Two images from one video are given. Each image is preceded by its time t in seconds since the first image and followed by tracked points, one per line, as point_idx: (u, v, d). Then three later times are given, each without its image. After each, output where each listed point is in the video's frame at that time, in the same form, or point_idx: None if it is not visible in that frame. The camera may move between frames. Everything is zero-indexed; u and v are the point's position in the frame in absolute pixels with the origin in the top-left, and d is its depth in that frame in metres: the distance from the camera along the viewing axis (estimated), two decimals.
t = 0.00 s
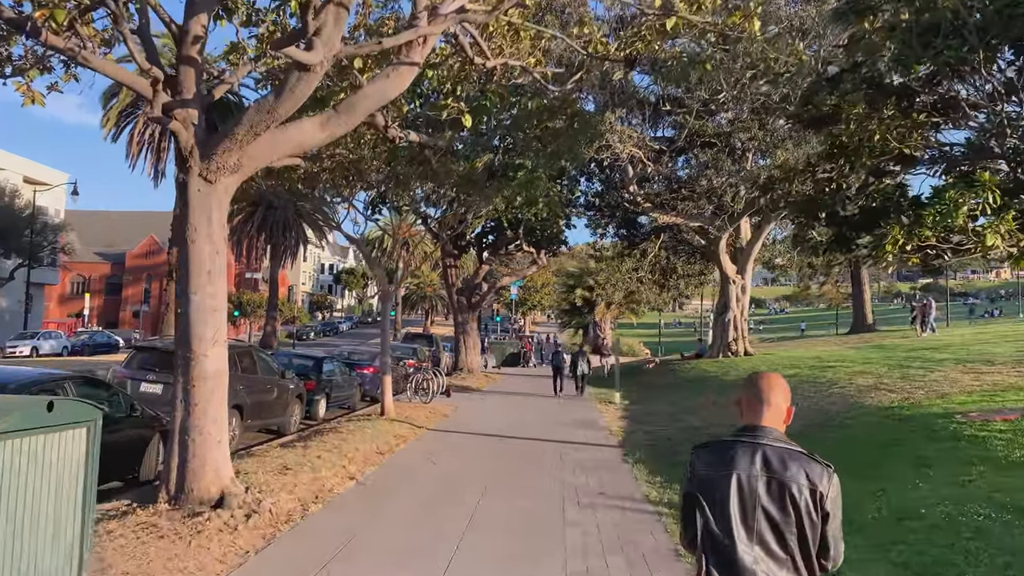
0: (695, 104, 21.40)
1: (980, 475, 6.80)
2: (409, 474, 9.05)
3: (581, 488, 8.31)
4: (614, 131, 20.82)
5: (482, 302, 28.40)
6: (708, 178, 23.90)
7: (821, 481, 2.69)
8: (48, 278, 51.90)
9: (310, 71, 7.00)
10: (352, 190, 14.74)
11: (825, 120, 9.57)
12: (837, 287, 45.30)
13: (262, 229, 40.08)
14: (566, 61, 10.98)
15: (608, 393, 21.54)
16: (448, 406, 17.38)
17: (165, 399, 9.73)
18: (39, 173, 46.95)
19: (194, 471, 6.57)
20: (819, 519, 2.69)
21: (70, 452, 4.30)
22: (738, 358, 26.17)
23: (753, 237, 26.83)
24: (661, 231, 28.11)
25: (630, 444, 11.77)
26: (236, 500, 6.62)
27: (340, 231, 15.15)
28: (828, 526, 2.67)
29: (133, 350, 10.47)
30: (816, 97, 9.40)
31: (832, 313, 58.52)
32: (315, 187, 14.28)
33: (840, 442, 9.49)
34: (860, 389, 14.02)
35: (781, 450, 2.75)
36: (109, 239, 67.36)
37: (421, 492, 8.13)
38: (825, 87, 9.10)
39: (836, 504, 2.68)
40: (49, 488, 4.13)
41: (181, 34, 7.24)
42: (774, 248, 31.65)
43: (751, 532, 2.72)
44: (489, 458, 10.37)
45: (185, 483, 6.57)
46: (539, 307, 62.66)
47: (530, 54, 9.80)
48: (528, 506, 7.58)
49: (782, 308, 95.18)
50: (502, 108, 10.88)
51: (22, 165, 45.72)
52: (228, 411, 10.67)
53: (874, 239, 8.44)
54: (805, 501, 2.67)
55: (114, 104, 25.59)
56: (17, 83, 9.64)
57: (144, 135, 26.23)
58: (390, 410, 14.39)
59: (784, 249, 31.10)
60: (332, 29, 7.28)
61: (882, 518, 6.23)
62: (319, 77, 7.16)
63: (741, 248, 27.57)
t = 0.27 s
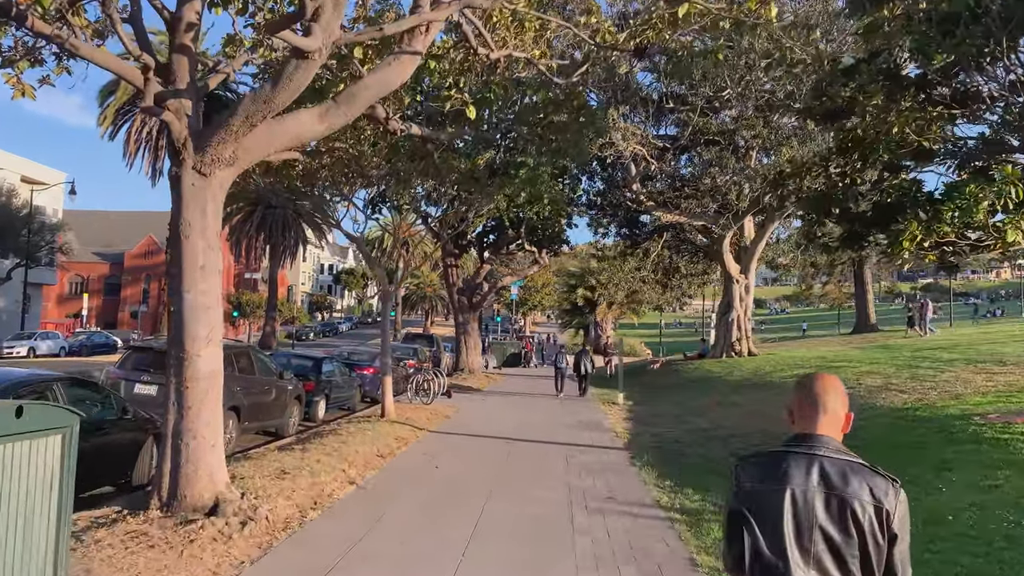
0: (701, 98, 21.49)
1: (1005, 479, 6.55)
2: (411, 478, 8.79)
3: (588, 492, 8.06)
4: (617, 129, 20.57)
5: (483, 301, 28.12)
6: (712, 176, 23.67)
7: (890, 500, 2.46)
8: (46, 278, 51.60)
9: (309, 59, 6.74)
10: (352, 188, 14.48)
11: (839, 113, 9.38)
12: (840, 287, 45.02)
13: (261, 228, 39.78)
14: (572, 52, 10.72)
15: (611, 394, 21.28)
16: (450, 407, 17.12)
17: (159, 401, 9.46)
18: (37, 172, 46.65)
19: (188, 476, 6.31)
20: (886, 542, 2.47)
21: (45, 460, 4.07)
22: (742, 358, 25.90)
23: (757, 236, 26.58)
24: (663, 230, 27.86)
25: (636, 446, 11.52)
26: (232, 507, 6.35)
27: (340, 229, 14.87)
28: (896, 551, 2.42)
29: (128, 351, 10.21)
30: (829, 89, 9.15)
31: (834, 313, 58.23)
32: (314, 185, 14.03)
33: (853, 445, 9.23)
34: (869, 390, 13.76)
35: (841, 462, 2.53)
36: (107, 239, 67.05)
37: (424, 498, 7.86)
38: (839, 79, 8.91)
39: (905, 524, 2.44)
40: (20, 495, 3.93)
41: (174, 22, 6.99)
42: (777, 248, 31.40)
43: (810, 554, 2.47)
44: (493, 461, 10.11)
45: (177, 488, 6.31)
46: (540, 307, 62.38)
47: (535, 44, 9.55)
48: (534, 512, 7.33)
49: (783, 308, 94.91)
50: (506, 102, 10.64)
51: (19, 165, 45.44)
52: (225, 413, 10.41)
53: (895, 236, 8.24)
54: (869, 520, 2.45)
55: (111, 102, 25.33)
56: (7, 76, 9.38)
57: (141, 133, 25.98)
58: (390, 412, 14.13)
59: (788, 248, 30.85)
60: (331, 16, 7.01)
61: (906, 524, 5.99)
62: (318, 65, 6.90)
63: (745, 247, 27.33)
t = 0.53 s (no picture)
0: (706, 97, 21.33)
1: None
2: (414, 485, 8.50)
3: (598, 500, 7.78)
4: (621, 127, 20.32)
5: (485, 302, 27.87)
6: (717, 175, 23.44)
7: (984, 536, 2.18)
8: (44, 278, 51.29)
9: (309, 50, 6.46)
10: (352, 186, 14.21)
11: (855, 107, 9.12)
12: (843, 287, 44.77)
13: (261, 228, 39.48)
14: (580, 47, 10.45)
15: (615, 396, 21.00)
16: (451, 409, 16.86)
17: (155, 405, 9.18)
18: (35, 172, 46.31)
19: (182, 485, 6.02)
20: None
21: (21, 478, 4.11)
22: (746, 359, 25.67)
23: (761, 236, 26.35)
24: (666, 229, 27.60)
25: (644, 451, 11.26)
26: (228, 517, 6.07)
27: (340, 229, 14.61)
28: None
29: (123, 353, 9.93)
30: (846, 84, 8.88)
31: (836, 313, 57.96)
32: (314, 183, 13.76)
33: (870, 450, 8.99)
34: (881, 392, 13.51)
35: (929, 493, 2.24)
36: (106, 239, 66.72)
37: (428, 506, 7.57)
38: (856, 71, 8.61)
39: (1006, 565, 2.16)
40: None
41: (168, 11, 6.71)
42: (781, 248, 31.15)
43: None
44: (499, 466, 9.83)
45: (171, 499, 6.03)
46: (540, 308, 62.09)
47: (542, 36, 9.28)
48: (544, 521, 7.06)
49: (784, 309, 94.70)
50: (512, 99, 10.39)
51: (17, 165, 45.13)
52: (222, 417, 10.12)
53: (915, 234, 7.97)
54: (963, 559, 2.16)
55: (109, 101, 25.05)
56: None
57: (139, 132, 25.69)
58: (391, 415, 13.86)
59: (791, 248, 30.60)
60: (332, 4, 6.74)
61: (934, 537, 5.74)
62: (318, 57, 6.63)
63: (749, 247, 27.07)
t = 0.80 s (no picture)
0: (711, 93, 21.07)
1: None
2: (418, 488, 8.22)
3: (610, 504, 7.52)
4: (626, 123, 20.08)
5: (487, 301, 27.59)
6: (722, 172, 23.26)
7: None
8: (41, 278, 50.94)
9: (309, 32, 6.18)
10: (354, 182, 13.94)
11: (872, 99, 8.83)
12: (846, 287, 44.52)
13: (260, 227, 39.17)
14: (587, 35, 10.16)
15: (619, 396, 20.70)
16: (453, 409, 16.59)
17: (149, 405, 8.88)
18: (31, 171, 45.93)
19: (177, 489, 5.74)
20: None
21: None
22: (750, 359, 25.41)
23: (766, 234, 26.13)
24: (670, 228, 27.33)
25: (653, 452, 11.00)
26: (225, 522, 5.79)
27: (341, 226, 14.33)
28: None
29: (118, 351, 9.64)
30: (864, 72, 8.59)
31: (838, 313, 57.71)
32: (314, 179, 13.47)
33: (888, 451, 8.73)
34: (893, 392, 13.25)
35: None
36: (104, 239, 66.37)
37: (433, 510, 7.28)
38: (876, 59, 8.32)
39: None
40: None
41: None
42: (784, 248, 30.91)
43: None
44: (505, 468, 9.54)
45: (165, 503, 5.74)
46: (540, 308, 61.83)
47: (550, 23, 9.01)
48: (555, 525, 6.78)
49: (784, 309, 94.45)
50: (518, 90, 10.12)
51: (14, 163, 44.80)
52: (219, 418, 9.83)
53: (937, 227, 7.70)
54: None
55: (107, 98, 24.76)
56: None
57: (136, 129, 25.41)
58: (393, 415, 13.58)
59: (795, 247, 30.37)
60: None
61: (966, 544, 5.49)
62: (319, 41, 6.35)
63: (753, 245, 26.84)
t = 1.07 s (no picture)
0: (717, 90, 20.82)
1: None
2: (422, 497, 7.93)
3: (621, 514, 7.24)
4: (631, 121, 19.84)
5: (488, 302, 27.31)
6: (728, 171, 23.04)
7: None
8: (39, 278, 50.66)
9: (307, 21, 5.89)
10: (354, 181, 13.69)
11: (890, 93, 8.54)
12: (849, 287, 44.24)
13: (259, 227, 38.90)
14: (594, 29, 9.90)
15: (623, 398, 20.44)
16: (455, 412, 16.30)
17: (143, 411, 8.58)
18: (29, 170, 45.65)
19: (169, 501, 5.44)
20: None
21: None
22: (755, 360, 25.13)
23: (771, 234, 25.96)
24: (673, 227, 27.06)
25: (662, 457, 10.72)
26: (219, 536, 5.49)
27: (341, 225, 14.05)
28: None
29: (112, 355, 9.35)
30: (883, 65, 8.29)
31: (840, 313, 57.43)
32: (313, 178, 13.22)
33: (907, 457, 8.44)
34: (905, 395, 12.96)
35: None
36: (103, 239, 66.08)
37: (438, 521, 6.98)
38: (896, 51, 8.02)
39: None
40: None
41: None
42: (788, 248, 30.67)
43: None
44: (510, 475, 9.26)
45: (156, 516, 5.45)
46: (541, 308, 61.56)
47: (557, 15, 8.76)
48: (566, 538, 6.51)
49: (785, 309, 94.21)
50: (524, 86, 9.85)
51: (12, 162, 44.53)
52: (216, 423, 9.52)
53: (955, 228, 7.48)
54: None
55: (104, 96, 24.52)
56: None
57: (134, 127, 25.16)
58: (394, 419, 13.29)
59: (799, 247, 30.12)
60: None
61: (1002, 558, 5.20)
62: (317, 30, 6.06)
63: (757, 245, 26.60)
